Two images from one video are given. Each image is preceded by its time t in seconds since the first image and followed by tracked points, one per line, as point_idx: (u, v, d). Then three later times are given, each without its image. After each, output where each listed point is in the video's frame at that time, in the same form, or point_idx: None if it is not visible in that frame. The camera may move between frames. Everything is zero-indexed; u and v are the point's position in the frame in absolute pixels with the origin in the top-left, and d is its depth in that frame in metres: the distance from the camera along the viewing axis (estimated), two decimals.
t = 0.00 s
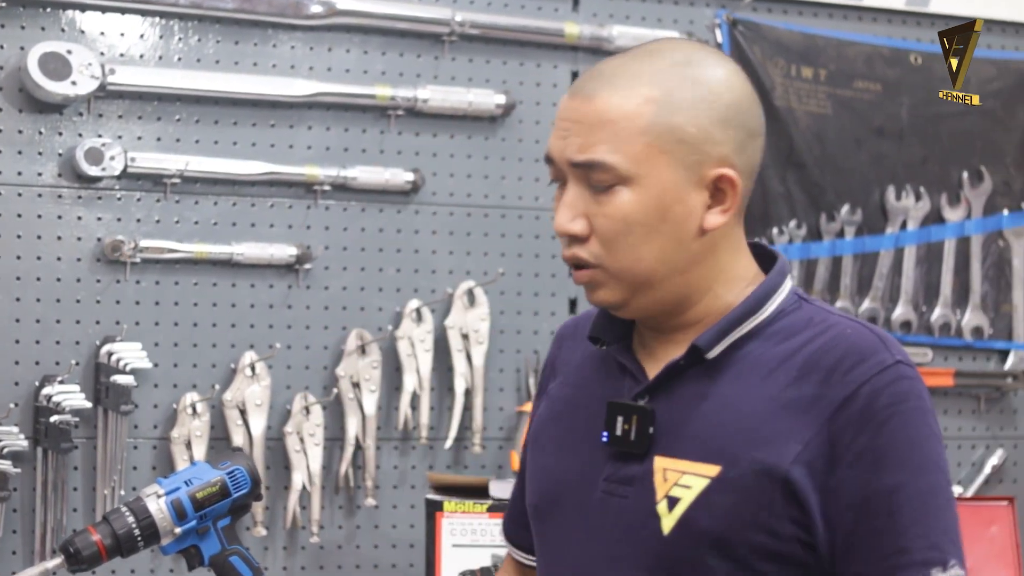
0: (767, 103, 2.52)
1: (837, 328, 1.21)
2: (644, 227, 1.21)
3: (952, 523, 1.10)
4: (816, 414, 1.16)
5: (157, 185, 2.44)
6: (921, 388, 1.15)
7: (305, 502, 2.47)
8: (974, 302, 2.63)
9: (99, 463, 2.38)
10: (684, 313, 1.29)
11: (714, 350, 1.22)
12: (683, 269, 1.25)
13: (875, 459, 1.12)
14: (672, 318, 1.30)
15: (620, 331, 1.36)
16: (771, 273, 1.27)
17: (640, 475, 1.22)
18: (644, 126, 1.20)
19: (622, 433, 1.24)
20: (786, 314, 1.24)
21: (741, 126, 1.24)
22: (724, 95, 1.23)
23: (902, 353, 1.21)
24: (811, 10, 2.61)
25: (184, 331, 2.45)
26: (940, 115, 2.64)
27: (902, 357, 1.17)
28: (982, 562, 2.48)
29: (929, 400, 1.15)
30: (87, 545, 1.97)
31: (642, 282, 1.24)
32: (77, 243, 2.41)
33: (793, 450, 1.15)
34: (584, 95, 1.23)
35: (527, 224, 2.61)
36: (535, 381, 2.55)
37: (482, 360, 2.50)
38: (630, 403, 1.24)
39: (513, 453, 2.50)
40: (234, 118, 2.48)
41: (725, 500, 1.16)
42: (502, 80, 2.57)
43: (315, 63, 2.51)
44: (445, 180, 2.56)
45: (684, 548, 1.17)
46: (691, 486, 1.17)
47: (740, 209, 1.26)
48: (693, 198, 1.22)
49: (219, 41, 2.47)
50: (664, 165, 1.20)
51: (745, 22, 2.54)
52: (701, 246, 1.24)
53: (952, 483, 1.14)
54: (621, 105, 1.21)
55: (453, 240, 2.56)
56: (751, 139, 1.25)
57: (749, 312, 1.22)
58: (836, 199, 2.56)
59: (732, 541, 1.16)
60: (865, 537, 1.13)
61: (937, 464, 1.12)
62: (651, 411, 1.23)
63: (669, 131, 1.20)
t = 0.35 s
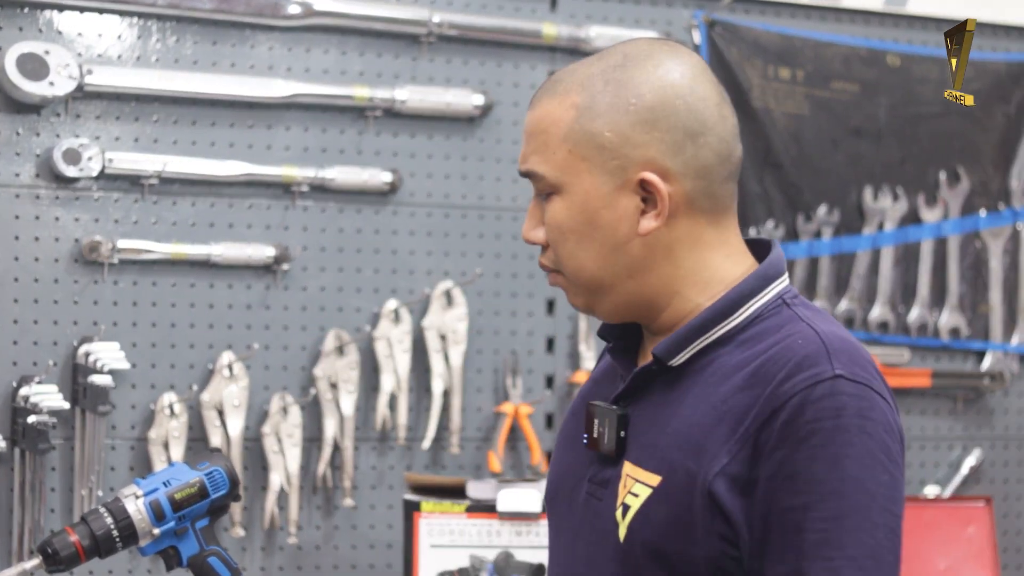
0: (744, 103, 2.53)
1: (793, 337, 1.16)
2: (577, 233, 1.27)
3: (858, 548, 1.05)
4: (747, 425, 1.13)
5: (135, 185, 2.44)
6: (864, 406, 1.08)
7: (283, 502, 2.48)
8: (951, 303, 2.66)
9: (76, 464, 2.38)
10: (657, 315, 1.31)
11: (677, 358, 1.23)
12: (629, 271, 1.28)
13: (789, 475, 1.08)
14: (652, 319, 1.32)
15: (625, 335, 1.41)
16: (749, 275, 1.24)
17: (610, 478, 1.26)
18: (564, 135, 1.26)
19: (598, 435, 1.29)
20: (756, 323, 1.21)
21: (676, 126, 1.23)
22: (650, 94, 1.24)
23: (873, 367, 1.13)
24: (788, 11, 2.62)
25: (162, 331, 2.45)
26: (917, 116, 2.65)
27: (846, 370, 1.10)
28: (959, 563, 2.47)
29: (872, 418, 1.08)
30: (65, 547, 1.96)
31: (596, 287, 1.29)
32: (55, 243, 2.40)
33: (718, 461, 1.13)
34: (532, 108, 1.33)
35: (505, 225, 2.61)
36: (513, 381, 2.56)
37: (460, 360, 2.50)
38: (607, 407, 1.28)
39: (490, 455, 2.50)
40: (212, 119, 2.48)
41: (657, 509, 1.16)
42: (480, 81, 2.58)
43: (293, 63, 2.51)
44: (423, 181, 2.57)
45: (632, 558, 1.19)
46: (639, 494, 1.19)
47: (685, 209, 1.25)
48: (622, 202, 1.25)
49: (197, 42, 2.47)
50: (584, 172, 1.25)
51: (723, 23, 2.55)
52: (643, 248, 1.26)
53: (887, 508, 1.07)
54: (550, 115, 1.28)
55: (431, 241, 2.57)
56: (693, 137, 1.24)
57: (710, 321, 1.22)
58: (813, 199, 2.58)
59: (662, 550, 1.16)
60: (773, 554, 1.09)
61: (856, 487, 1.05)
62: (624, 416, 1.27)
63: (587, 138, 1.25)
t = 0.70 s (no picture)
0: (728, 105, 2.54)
1: (778, 337, 1.16)
2: (565, 231, 1.27)
3: (817, 551, 1.05)
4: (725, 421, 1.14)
5: (120, 187, 2.44)
6: (840, 411, 1.08)
7: (268, 503, 2.48)
8: (934, 304, 2.68)
9: (62, 465, 2.38)
10: (647, 316, 1.30)
11: (666, 358, 1.24)
12: (618, 272, 1.27)
13: (759, 474, 1.09)
14: (644, 322, 1.31)
15: (620, 337, 1.41)
16: (740, 277, 1.23)
17: (601, 477, 1.27)
18: (555, 133, 1.27)
19: (589, 434, 1.29)
20: (747, 324, 1.21)
21: (664, 127, 1.23)
22: (640, 94, 1.23)
23: (856, 373, 1.13)
24: (771, 13, 2.63)
25: (147, 332, 2.46)
26: (899, 117, 2.67)
27: (825, 373, 1.11)
28: (942, 564, 2.49)
29: (845, 424, 1.08)
30: (50, 547, 1.95)
31: (586, 287, 1.29)
32: (40, 244, 2.40)
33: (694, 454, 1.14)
34: (528, 106, 1.33)
35: (489, 226, 2.62)
36: (497, 382, 2.58)
37: (445, 361, 2.51)
38: (597, 407, 1.29)
39: (475, 455, 2.51)
40: (196, 120, 2.48)
41: (637, 507, 1.17)
42: (465, 82, 2.59)
43: (277, 65, 2.51)
44: (407, 182, 2.58)
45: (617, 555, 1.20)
46: (624, 494, 1.20)
47: (673, 210, 1.24)
48: (609, 202, 1.25)
49: (182, 44, 2.47)
50: (572, 171, 1.26)
51: (706, 24, 2.56)
52: (630, 249, 1.25)
53: (853, 515, 1.07)
54: (543, 113, 1.29)
55: (416, 242, 2.58)
56: (682, 139, 1.23)
57: (699, 322, 1.22)
58: (796, 201, 2.59)
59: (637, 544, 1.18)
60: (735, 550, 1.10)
61: (822, 490, 1.06)
62: (612, 416, 1.28)
63: (576, 137, 1.25)
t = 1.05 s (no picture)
0: (717, 107, 2.55)
1: (772, 338, 1.17)
2: (544, 236, 1.29)
3: (853, 551, 1.06)
4: (729, 429, 1.15)
5: (110, 188, 2.44)
6: (847, 407, 1.10)
7: (257, 504, 2.49)
8: (922, 306, 2.69)
9: (51, 466, 2.38)
10: (630, 319, 1.31)
11: (656, 359, 1.24)
12: (598, 275, 1.28)
13: (779, 479, 1.10)
14: (628, 324, 1.32)
15: (604, 339, 1.42)
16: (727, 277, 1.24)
17: (590, 480, 1.26)
18: (531, 139, 1.29)
19: (577, 436, 1.29)
20: (735, 324, 1.22)
21: (638, 126, 1.24)
22: (613, 96, 1.25)
23: (851, 367, 1.15)
24: (760, 16, 2.64)
25: (137, 333, 2.46)
26: (888, 120, 2.68)
27: (828, 372, 1.12)
28: (931, 564, 2.48)
29: (855, 419, 1.10)
30: (40, 548, 1.94)
31: (567, 291, 1.30)
32: (30, 246, 2.40)
33: (701, 463, 1.14)
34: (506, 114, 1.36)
35: (478, 228, 2.62)
36: (486, 383, 2.59)
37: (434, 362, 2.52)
38: (584, 408, 1.28)
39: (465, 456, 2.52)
40: (186, 122, 2.49)
41: (639, 513, 1.17)
42: (454, 84, 2.59)
43: (267, 66, 2.52)
44: (397, 184, 2.58)
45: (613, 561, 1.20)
46: (619, 496, 1.20)
47: (651, 210, 1.25)
48: (587, 205, 1.26)
49: (171, 46, 2.48)
50: (549, 174, 1.28)
51: (696, 27, 2.56)
52: (609, 250, 1.27)
53: (876, 508, 1.08)
54: (519, 120, 1.31)
55: (405, 243, 2.58)
56: (656, 138, 1.24)
57: (689, 321, 1.22)
58: (784, 203, 2.60)
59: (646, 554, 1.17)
60: (766, 556, 1.11)
61: (846, 490, 1.07)
62: (602, 416, 1.27)
63: (552, 140, 1.27)
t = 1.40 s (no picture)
0: (708, 109, 2.55)
1: (770, 325, 1.18)
2: (538, 238, 1.28)
3: (864, 532, 1.05)
4: (733, 416, 1.14)
5: (102, 190, 2.45)
6: (851, 390, 1.10)
7: (249, 506, 2.49)
8: (913, 308, 2.70)
9: (43, 468, 2.38)
10: (623, 318, 1.32)
11: (650, 348, 1.24)
12: (591, 277, 1.28)
13: (787, 462, 1.09)
14: (619, 323, 1.33)
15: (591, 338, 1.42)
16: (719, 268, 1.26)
17: (584, 472, 1.26)
18: (523, 141, 1.28)
19: (567, 429, 1.28)
20: (729, 312, 1.23)
21: (630, 127, 1.24)
22: (604, 98, 1.25)
23: (849, 353, 1.16)
24: (751, 18, 2.64)
25: (129, 335, 2.46)
26: (880, 122, 2.68)
27: (830, 356, 1.13)
28: (923, 565, 2.48)
29: (859, 402, 1.10)
30: (33, 550, 1.93)
31: (560, 294, 1.30)
32: (22, 247, 2.40)
33: (705, 450, 1.14)
34: (492, 117, 1.35)
35: (470, 229, 2.62)
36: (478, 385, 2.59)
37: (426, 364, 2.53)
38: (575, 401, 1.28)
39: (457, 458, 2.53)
40: (178, 123, 2.49)
41: (641, 501, 1.17)
42: (447, 86, 2.60)
43: (259, 68, 2.52)
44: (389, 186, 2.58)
45: (612, 551, 1.19)
46: (617, 486, 1.20)
47: (645, 209, 1.25)
48: (581, 206, 1.26)
49: (163, 47, 2.48)
50: (542, 177, 1.27)
51: (687, 29, 2.56)
52: (603, 251, 1.27)
53: (882, 490, 1.08)
54: (508, 122, 1.30)
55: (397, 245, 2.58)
56: (648, 138, 1.25)
57: (684, 310, 1.23)
58: (776, 204, 2.60)
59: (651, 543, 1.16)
60: (774, 541, 1.10)
61: (855, 471, 1.07)
62: (594, 408, 1.27)
63: (544, 143, 1.27)
